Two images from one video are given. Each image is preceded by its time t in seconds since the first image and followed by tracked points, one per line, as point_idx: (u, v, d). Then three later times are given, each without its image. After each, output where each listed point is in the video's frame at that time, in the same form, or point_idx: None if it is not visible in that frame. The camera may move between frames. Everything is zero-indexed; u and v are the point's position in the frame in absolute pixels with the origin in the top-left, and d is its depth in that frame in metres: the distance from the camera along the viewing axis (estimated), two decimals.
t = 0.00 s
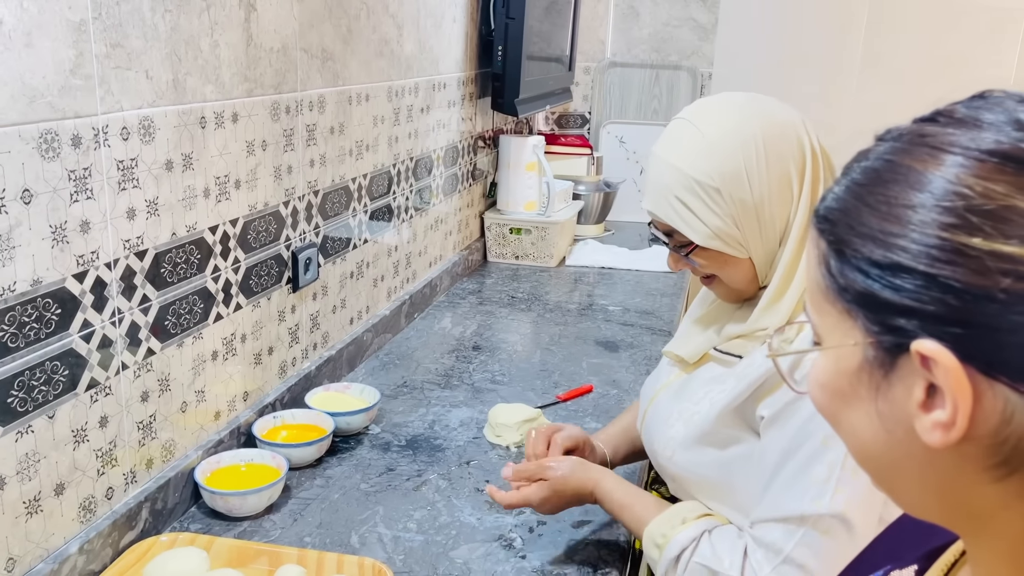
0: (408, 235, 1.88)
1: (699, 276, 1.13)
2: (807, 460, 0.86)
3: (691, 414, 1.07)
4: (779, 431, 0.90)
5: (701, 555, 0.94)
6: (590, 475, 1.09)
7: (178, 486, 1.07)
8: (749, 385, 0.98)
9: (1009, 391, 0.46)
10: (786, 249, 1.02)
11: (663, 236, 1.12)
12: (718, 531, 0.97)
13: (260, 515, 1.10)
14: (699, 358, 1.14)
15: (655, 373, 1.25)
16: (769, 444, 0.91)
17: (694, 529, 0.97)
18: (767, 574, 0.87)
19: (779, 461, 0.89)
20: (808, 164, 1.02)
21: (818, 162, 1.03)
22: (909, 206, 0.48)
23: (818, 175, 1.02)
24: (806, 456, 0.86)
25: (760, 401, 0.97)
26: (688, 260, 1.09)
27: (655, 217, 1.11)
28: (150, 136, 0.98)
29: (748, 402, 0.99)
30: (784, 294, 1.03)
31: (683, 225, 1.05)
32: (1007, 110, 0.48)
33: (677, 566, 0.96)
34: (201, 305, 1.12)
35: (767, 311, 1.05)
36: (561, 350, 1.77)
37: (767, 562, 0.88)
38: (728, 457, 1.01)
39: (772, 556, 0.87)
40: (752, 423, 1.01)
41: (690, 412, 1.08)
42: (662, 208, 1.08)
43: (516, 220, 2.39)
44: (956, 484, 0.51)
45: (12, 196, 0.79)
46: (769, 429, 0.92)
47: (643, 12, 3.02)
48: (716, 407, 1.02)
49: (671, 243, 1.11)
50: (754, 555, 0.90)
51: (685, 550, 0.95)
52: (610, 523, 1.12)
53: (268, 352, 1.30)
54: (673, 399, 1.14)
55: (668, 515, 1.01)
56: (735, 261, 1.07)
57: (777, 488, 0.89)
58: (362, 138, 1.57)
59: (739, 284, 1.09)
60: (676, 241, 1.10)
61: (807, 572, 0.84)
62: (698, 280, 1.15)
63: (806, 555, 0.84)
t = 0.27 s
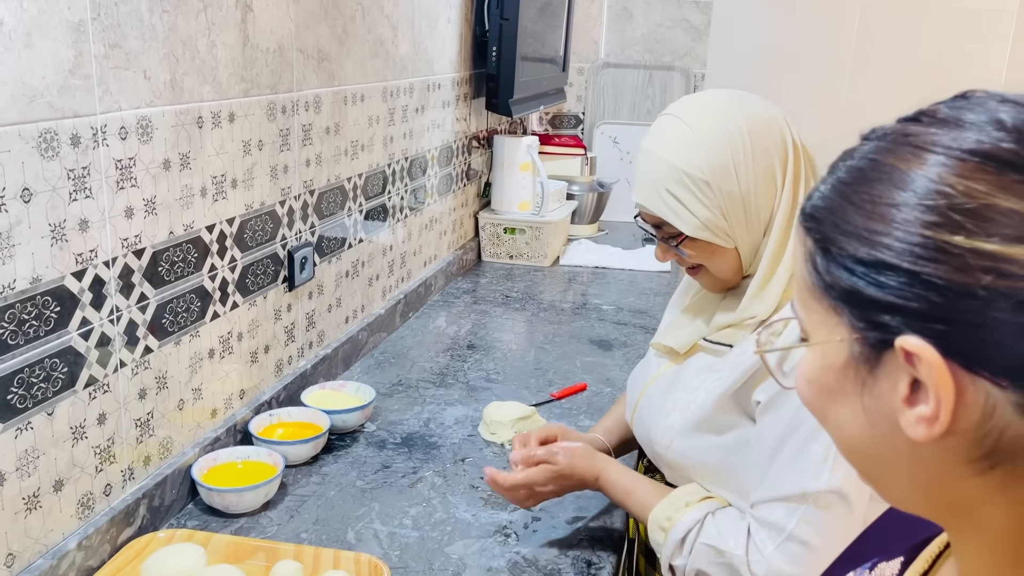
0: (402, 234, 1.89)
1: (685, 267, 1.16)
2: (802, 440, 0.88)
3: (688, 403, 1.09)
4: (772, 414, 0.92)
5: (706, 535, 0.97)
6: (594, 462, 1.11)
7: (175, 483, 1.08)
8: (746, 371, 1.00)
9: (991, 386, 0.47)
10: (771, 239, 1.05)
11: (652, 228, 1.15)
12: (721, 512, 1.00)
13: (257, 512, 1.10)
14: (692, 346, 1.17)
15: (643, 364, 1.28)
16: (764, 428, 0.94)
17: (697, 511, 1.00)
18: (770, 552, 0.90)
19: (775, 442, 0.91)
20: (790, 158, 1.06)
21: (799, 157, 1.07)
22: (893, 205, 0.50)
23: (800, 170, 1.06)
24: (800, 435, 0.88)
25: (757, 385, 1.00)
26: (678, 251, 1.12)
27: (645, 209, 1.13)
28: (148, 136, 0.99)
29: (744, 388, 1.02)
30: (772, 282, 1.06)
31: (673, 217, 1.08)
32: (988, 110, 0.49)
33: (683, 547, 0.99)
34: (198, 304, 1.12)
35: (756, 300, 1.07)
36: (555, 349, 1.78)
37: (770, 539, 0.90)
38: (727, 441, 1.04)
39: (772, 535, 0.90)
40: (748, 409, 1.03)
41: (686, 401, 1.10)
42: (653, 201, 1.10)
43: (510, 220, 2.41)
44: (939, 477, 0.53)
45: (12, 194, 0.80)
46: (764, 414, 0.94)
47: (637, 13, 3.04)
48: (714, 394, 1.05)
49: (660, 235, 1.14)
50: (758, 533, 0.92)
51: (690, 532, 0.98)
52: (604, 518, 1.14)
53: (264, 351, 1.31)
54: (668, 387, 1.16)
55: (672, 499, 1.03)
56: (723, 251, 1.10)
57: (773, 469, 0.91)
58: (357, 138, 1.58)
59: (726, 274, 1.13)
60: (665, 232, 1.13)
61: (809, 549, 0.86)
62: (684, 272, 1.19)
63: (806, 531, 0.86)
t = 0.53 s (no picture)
0: (403, 235, 1.90)
1: (678, 261, 1.17)
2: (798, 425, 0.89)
3: (684, 399, 1.11)
4: (767, 402, 0.93)
5: (705, 527, 0.98)
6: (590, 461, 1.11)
7: (177, 481, 1.09)
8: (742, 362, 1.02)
9: (961, 385, 0.48)
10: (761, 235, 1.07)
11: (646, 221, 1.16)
12: (719, 502, 1.01)
13: (258, 510, 1.11)
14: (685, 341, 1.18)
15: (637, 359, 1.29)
16: (759, 418, 0.95)
17: (695, 504, 1.01)
18: (768, 538, 0.91)
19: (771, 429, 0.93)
20: (781, 155, 1.08)
21: (789, 153, 1.09)
22: (860, 213, 0.51)
23: (790, 167, 1.09)
24: (794, 421, 0.90)
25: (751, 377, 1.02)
26: (673, 245, 1.13)
27: (640, 204, 1.13)
28: (150, 137, 1.00)
29: (739, 380, 1.04)
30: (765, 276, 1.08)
31: (668, 210, 1.09)
32: (953, 118, 0.50)
33: (683, 541, 1.00)
34: (200, 304, 1.13)
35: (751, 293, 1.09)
36: (554, 349, 1.79)
37: (767, 526, 0.91)
38: (724, 434, 1.05)
39: (771, 520, 0.91)
40: (744, 401, 1.05)
41: (681, 397, 1.12)
42: (649, 196, 1.11)
43: (510, 221, 2.42)
44: (914, 475, 0.54)
45: (17, 195, 0.81)
46: (759, 403, 0.96)
47: (637, 14, 3.05)
48: (710, 388, 1.06)
49: (654, 230, 1.15)
50: (755, 521, 0.93)
51: (690, 524, 0.99)
52: (602, 515, 1.15)
53: (265, 350, 1.32)
54: (661, 383, 1.18)
55: (673, 493, 1.04)
56: (717, 246, 1.11)
57: (767, 456, 0.93)
58: (358, 139, 1.59)
59: (718, 269, 1.13)
60: (660, 226, 1.14)
61: (806, 532, 0.88)
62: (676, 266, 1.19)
63: (802, 515, 0.88)
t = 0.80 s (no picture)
0: (406, 237, 1.91)
1: (682, 259, 1.17)
2: (801, 421, 0.89)
3: (688, 393, 1.11)
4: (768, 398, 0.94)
5: (710, 519, 0.98)
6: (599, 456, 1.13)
7: (181, 481, 1.10)
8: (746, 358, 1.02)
9: (955, 377, 0.49)
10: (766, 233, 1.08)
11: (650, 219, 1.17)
12: (723, 496, 1.01)
13: (261, 510, 1.12)
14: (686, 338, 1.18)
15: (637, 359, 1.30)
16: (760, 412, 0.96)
17: (700, 497, 1.01)
18: (773, 531, 0.91)
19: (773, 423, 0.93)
20: (785, 156, 1.09)
21: (792, 155, 1.10)
22: (864, 204, 0.52)
23: (792, 168, 1.10)
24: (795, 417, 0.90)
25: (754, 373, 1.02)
26: (678, 242, 1.13)
27: (645, 202, 1.13)
28: (155, 140, 1.01)
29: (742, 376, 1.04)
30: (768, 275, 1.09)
31: (674, 209, 1.09)
32: (960, 113, 0.50)
33: (688, 533, 1.00)
34: (205, 304, 1.14)
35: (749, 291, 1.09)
36: (557, 350, 1.80)
37: (771, 521, 0.92)
38: (728, 428, 1.06)
39: (774, 514, 0.92)
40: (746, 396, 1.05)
41: (683, 392, 1.12)
42: (655, 194, 1.10)
43: (513, 223, 2.43)
44: (907, 465, 0.54)
45: (24, 197, 0.82)
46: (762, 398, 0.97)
47: (640, 16, 3.06)
48: (714, 382, 1.07)
49: (659, 227, 1.15)
50: (759, 515, 0.94)
51: (695, 516, 1.00)
52: (603, 515, 1.15)
53: (269, 351, 1.33)
54: (665, 378, 1.18)
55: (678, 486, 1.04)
56: (721, 244, 1.11)
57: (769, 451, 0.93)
58: (361, 141, 1.60)
59: (722, 268, 1.14)
60: (666, 225, 1.14)
61: (808, 525, 0.89)
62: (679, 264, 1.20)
63: (805, 508, 0.89)
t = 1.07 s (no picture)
0: (411, 239, 1.91)
1: (687, 259, 1.17)
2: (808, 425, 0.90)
3: (693, 396, 1.11)
4: (774, 403, 0.94)
5: (723, 528, 0.98)
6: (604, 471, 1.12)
7: (187, 482, 1.11)
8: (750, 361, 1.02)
9: (951, 372, 0.49)
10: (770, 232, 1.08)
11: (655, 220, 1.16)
12: (733, 502, 1.01)
13: (267, 511, 1.13)
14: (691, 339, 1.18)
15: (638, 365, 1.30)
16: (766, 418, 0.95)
17: (711, 508, 1.01)
18: (788, 535, 0.91)
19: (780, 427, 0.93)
20: (792, 156, 1.10)
21: (798, 156, 1.12)
22: (863, 202, 0.52)
23: (798, 169, 1.11)
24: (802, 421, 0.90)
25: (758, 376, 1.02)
26: (685, 242, 1.13)
27: (653, 202, 1.13)
28: (161, 143, 1.02)
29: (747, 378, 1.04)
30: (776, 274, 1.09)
31: (683, 208, 1.09)
32: (960, 114, 0.51)
33: (701, 545, 1.00)
34: (210, 306, 1.15)
35: (750, 291, 1.10)
36: (561, 352, 1.80)
37: (785, 524, 0.92)
38: (734, 430, 1.06)
39: (790, 519, 0.92)
40: (751, 398, 1.06)
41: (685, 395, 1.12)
42: (665, 193, 1.10)
43: (518, 225, 2.43)
44: (905, 461, 0.55)
45: (31, 200, 0.83)
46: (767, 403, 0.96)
47: (644, 19, 3.06)
48: (719, 385, 1.07)
49: (665, 227, 1.14)
50: (773, 520, 0.93)
51: (708, 528, 1.00)
52: (607, 516, 1.16)
53: (274, 353, 1.34)
54: (670, 381, 1.18)
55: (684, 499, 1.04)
56: (729, 245, 1.12)
57: (780, 455, 0.92)
58: (366, 144, 1.60)
59: (727, 268, 1.14)
60: (672, 225, 1.13)
61: (824, 527, 0.88)
62: (683, 266, 1.20)
63: (820, 510, 0.88)
